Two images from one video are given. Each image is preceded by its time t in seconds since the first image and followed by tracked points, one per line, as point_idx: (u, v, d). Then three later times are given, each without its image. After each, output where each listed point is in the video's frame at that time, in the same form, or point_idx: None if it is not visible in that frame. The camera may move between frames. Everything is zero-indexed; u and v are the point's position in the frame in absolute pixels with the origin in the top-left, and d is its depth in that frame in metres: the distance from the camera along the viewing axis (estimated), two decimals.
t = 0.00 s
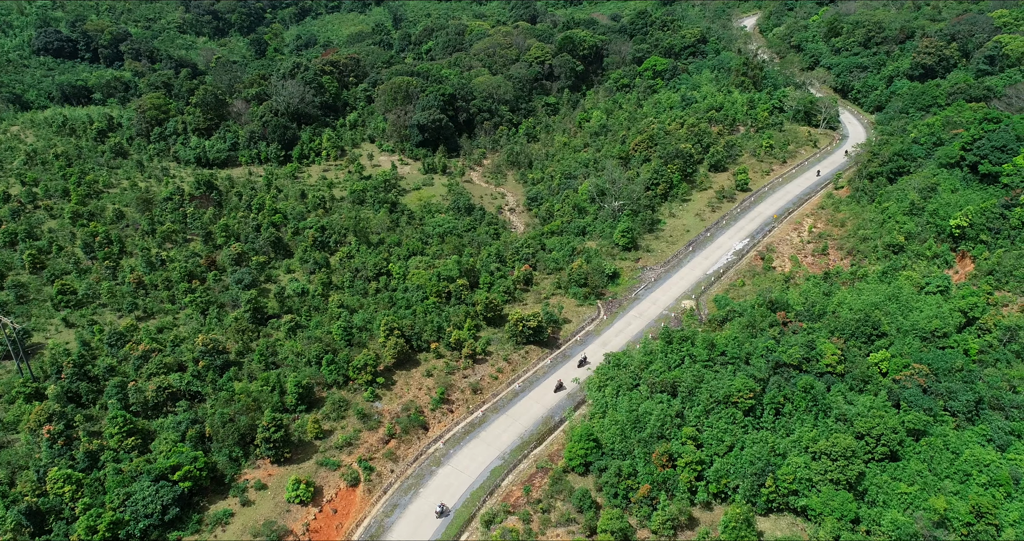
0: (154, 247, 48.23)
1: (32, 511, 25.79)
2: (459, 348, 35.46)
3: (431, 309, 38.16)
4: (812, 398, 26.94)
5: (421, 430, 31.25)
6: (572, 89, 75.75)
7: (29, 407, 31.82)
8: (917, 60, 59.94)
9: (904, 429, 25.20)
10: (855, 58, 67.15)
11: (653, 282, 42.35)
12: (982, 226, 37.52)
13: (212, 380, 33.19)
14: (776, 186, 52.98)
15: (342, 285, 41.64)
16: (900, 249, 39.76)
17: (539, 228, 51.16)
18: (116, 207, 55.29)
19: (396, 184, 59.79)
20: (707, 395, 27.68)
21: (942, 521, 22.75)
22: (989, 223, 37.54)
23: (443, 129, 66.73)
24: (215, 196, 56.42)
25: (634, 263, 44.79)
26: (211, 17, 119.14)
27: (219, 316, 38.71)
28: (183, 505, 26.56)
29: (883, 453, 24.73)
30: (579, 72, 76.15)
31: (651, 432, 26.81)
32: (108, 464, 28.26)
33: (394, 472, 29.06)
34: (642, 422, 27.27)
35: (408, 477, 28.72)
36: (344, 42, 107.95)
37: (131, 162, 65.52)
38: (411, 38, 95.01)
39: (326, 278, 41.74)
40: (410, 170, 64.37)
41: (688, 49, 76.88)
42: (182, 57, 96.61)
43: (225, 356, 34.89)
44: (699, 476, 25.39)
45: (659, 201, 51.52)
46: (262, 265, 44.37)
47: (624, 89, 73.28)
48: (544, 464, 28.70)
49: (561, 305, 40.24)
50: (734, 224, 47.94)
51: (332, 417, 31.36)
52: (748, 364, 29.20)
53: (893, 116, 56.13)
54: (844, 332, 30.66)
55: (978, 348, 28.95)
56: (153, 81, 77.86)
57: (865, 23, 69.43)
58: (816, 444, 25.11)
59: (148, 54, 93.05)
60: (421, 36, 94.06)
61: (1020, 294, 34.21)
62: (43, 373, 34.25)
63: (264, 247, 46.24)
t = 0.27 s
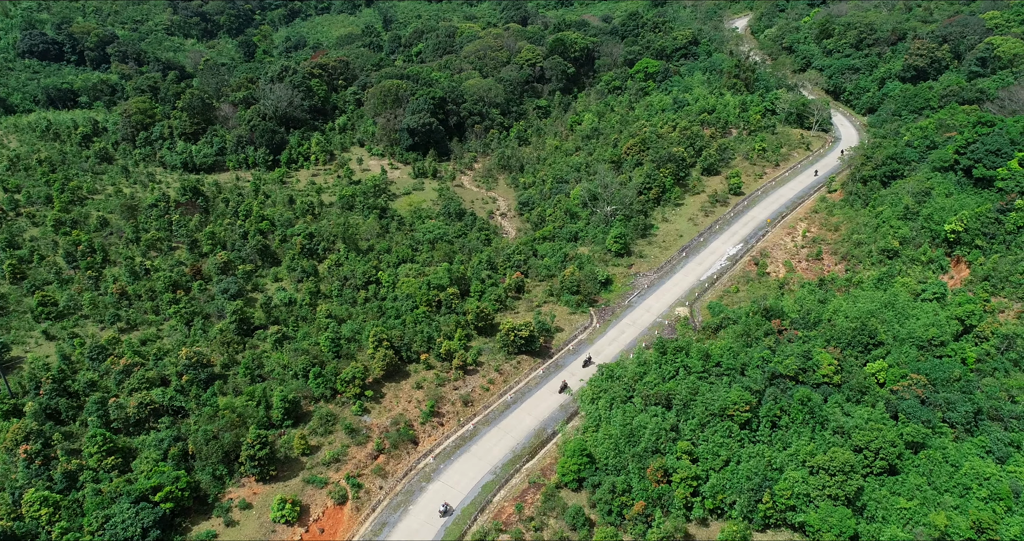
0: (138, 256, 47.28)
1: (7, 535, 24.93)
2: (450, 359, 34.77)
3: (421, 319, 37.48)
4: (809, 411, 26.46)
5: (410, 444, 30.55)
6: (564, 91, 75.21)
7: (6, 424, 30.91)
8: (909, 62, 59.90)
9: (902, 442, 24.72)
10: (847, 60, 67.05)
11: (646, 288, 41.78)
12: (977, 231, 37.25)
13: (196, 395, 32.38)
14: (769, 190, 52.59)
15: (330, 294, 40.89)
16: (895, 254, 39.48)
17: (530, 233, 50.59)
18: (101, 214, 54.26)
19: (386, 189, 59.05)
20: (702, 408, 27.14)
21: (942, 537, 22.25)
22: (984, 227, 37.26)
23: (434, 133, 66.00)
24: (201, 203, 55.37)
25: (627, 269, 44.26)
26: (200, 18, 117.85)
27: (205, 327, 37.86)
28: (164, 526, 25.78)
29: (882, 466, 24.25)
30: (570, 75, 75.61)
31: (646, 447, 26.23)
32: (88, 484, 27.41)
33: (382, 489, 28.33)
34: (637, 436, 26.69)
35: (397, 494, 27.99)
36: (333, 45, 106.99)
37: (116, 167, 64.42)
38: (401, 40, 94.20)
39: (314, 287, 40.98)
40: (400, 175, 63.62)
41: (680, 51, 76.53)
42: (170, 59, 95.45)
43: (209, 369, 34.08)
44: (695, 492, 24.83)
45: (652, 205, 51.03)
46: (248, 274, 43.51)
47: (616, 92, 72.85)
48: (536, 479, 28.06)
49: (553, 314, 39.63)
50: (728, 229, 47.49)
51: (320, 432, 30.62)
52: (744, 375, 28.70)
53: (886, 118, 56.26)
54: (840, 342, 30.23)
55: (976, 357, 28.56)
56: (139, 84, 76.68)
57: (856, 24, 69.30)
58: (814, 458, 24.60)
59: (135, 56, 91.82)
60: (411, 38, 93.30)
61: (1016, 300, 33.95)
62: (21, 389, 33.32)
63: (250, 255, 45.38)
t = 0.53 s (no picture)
0: (122, 264, 46.30)
1: None
2: (440, 370, 34.09)
3: (411, 329, 36.76)
4: (806, 423, 25.95)
5: (400, 459, 29.84)
6: (555, 94, 74.61)
7: None
8: (902, 63, 59.79)
9: (901, 454, 24.23)
10: (839, 61, 66.93)
11: (640, 295, 41.23)
12: (973, 236, 36.98)
13: (179, 410, 31.56)
14: (763, 193, 52.19)
15: (318, 303, 40.12)
16: (890, 259, 39.22)
17: (522, 239, 49.99)
18: (85, 221, 53.19)
19: (376, 194, 58.30)
20: (698, 421, 26.60)
21: None
22: (980, 232, 36.97)
23: (424, 136, 65.28)
24: (188, 209, 54.24)
25: (620, 275, 43.73)
26: (188, 19, 116.44)
27: (190, 339, 37.00)
28: None
29: (882, 481, 23.72)
30: (562, 77, 75.03)
31: (641, 461, 25.67)
32: (66, 505, 26.59)
33: (371, 506, 27.61)
34: (631, 450, 26.10)
35: (386, 511, 27.26)
36: (323, 46, 105.97)
37: (101, 173, 63.28)
38: (391, 42, 93.37)
39: (302, 296, 40.20)
40: (391, 179, 62.83)
41: (672, 53, 76.12)
42: (157, 61, 94.23)
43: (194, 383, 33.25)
44: (691, 508, 24.24)
45: (645, 210, 50.53)
46: (235, 283, 42.64)
47: (608, 94, 72.39)
48: (529, 495, 27.45)
49: (546, 322, 39.02)
50: (721, 233, 47.03)
51: (307, 448, 29.89)
52: (740, 386, 28.18)
53: (879, 120, 56.13)
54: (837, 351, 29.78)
55: (974, 366, 28.17)
56: (125, 87, 75.43)
57: (848, 25, 69.20)
58: (812, 472, 24.05)
59: (123, 59, 90.57)
60: (402, 39, 92.51)
61: (1013, 306, 33.67)
62: None
63: (237, 263, 44.48)
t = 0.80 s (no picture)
0: (104, 275, 45.14)
1: None
2: (430, 384, 33.29)
3: (399, 341, 35.89)
4: (804, 439, 25.39)
5: (388, 477, 29.00)
6: (546, 97, 73.91)
7: None
8: (893, 65, 59.68)
9: (901, 471, 23.71)
10: (830, 63, 66.73)
11: (632, 303, 40.56)
12: (968, 242, 36.68)
13: (160, 429, 30.57)
14: (755, 197, 51.70)
15: (305, 315, 39.21)
16: (884, 265, 38.85)
17: (513, 246, 49.27)
18: (66, 229, 51.95)
19: (364, 200, 57.41)
20: (693, 437, 25.99)
21: None
22: (976, 238, 36.69)
23: (414, 141, 64.42)
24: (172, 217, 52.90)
25: (612, 283, 43.06)
26: (175, 22, 114.89)
27: (172, 353, 35.97)
28: None
29: (882, 498, 23.18)
30: (552, 80, 74.35)
31: (635, 480, 25.02)
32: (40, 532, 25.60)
33: (359, 528, 26.79)
34: (625, 467, 25.46)
35: (374, 532, 26.48)
36: (311, 49, 104.83)
37: (84, 180, 61.95)
38: (380, 44, 92.45)
39: (288, 308, 39.27)
40: (379, 184, 61.94)
41: (663, 55, 75.64)
42: (144, 64, 92.86)
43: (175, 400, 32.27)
44: (688, 528, 23.62)
45: (637, 215, 49.93)
46: (219, 294, 41.62)
47: (600, 96, 71.84)
48: (521, 514, 26.75)
49: (537, 332, 38.30)
50: (714, 239, 46.48)
51: (292, 467, 29.02)
52: (735, 400, 27.59)
53: (871, 123, 55.95)
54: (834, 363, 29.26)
55: (972, 377, 27.72)
56: (109, 92, 74.07)
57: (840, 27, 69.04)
58: (810, 490, 23.49)
59: (108, 61, 89.17)
60: (391, 42, 91.59)
61: (1009, 313, 33.37)
62: None
63: (222, 273, 43.44)
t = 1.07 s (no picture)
0: (88, 285, 44.12)
1: None
2: (420, 396, 32.60)
3: (389, 351, 35.15)
4: (802, 452, 24.90)
5: (377, 494, 28.26)
6: (538, 99, 73.29)
7: None
8: (886, 67, 59.65)
9: (901, 486, 23.24)
10: (823, 65, 66.60)
11: (626, 310, 39.98)
12: (964, 247, 36.43)
13: (142, 446, 29.71)
14: (749, 201, 51.26)
15: (293, 325, 38.42)
16: (880, 270, 38.58)
17: (505, 252, 48.65)
18: (50, 237, 50.86)
19: (354, 206, 56.63)
20: (690, 452, 25.46)
21: None
22: (972, 243, 36.49)
23: (405, 144, 63.70)
24: (158, 224, 51.57)
25: (606, 290, 42.50)
26: (163, 23, 113.57)
27: (156, 367, 35.07)
28: None
29: (882, 514, 22.66)
30: (544, 82, 73.72)
31: (631, 495, 24.46)
32: None
33: None
34: (620, 483, 24.90)
35: None
36: (301, 51, 103.87)
37: (69, 186, 60.76)
38: (371, 46, 91.66)
39: (275, 318, 38.47)
40: (370, 189, 61.17)
41: (655, 56, 75.29)
42: (132, 67, 91.62)
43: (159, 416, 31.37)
44: None
45: (630, 220, 49.42)
46: (206, 304, 40.68)
47: (592, 99, 71.34)
48: (514, 530, 26.15)
49: (529, 341, 37.65)
50: (709, 243, 45.98)
51: (279, 485, 28.26)
52: (731, 412, 27.08)
53: (865, 126, 55.81)
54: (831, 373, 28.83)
55: (971, 387, 27.33)
56: (95, 95, 72.80)
57: (832, 28, 68.94)
58: (810, 507, 22.95)
59: (96, 64, 87.87)
60: (381, 44, 90.78)
61: (1007, 319, 33.06)
62: None
63: (208, 282, 42.51)
